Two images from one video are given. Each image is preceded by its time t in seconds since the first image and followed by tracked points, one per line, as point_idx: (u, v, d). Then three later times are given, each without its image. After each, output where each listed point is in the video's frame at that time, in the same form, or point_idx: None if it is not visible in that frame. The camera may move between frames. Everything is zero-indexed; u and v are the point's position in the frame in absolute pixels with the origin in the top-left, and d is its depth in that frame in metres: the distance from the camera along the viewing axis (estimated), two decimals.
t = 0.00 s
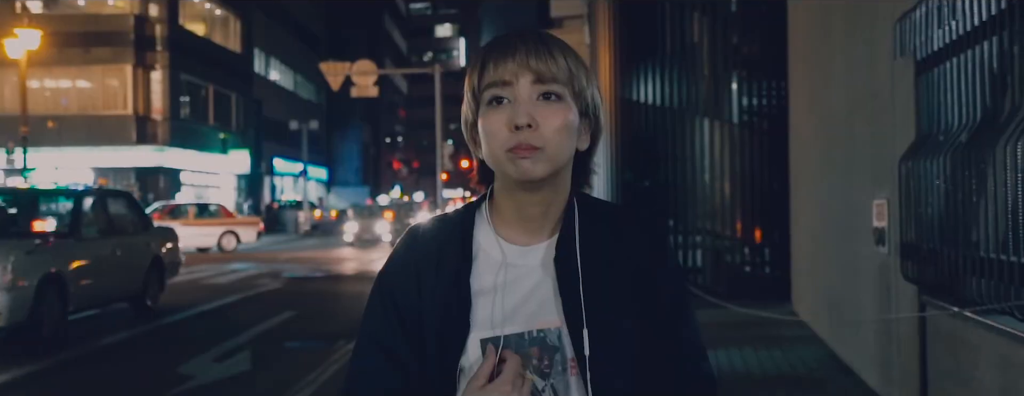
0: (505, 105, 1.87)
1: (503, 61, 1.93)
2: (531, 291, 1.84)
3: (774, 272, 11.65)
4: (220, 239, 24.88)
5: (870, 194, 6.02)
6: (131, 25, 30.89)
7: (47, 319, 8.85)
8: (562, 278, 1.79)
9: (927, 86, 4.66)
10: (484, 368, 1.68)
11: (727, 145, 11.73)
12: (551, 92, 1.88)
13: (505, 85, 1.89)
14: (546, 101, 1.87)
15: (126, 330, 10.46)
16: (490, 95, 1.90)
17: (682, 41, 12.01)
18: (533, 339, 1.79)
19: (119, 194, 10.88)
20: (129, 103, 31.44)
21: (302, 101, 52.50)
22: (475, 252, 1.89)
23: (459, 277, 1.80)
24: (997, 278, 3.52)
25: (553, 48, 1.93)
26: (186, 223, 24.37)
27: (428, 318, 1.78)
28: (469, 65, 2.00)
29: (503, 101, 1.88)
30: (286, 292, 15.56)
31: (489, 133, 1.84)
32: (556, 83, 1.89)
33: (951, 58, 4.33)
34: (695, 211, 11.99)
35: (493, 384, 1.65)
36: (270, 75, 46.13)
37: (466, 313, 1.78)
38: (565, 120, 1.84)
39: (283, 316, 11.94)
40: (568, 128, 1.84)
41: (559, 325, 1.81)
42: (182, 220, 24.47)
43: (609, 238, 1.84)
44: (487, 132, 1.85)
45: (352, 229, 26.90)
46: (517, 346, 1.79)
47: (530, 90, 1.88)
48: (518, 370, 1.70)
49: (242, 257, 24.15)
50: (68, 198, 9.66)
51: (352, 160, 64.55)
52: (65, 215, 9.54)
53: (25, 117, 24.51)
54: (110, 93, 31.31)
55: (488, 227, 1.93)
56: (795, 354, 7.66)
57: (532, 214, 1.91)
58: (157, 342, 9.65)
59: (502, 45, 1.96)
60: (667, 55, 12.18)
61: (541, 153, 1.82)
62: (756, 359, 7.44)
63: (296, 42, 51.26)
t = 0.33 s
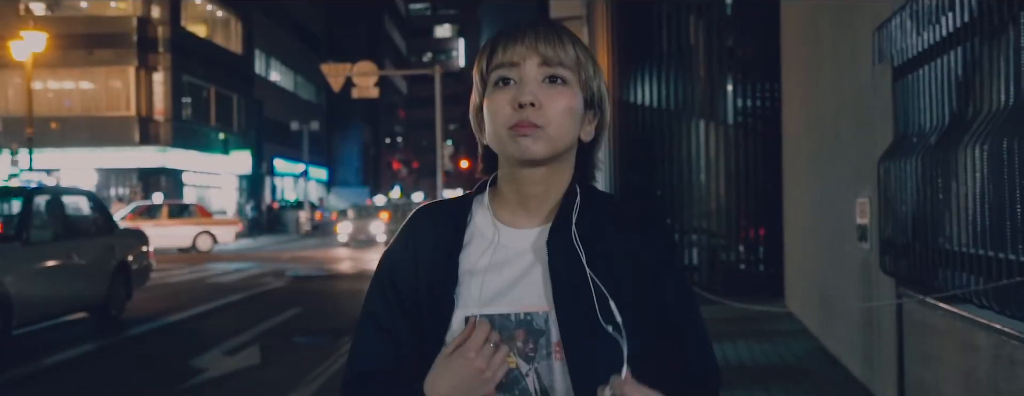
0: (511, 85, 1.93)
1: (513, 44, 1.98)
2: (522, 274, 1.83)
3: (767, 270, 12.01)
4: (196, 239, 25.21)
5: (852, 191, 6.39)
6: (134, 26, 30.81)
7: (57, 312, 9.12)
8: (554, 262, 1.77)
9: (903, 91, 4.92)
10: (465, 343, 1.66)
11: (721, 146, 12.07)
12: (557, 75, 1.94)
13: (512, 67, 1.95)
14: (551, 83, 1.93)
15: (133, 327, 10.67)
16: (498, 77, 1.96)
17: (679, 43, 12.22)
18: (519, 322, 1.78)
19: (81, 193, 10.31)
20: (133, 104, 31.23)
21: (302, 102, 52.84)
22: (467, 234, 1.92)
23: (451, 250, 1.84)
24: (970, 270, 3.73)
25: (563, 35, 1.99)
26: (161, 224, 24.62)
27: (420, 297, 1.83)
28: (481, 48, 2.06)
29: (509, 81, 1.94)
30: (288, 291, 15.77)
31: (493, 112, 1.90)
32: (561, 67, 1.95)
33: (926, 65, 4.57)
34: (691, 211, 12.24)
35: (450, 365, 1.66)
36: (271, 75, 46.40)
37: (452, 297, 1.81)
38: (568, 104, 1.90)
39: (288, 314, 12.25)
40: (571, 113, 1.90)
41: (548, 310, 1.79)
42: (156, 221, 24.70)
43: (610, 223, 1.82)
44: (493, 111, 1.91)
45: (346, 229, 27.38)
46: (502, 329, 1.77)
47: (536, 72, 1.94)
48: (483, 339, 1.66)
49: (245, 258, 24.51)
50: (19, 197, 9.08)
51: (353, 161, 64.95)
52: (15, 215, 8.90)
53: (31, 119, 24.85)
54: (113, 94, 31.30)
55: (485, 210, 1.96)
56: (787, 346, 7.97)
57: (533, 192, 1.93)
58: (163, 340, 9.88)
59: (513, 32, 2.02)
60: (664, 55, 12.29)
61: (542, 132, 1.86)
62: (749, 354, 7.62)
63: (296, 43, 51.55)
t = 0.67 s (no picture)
0: (500, 87, 2.16)
1: (497, 47, 2.19)
2: (517, 259, 2.07)
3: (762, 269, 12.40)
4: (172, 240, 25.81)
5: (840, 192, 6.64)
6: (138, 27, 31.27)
7: (52, 314, 9.44)
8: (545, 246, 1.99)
9: (885, 97, 5.19)
10: (423, 293, 1.92)
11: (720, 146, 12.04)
12: (542, 74, 2.17)
13: (498, 70, 2.17)
14: (538, 82, 2.16)
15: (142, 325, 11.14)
16: (485, 80, 2.18)
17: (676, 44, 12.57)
18: (518, 305, 2.02)
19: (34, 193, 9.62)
20: (137, 106, 31.80)
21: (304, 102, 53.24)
22: (465, 225, 2.16)
23: (451, 235, 2.09)
24: (938, 267, 4.00)
25: (541, 32, 2.22)
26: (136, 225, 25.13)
27: (416, 282, 2.09)
28: (467, 48, 2.26)
29: (497, 84, 2.16)
30: (294, 289, 16.15)
31: (485, 114, 2.13)
32: (545, 66, 2.17)
33: (901, 73, 4.86)
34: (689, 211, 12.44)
35: (412, 309, 1.92)
36: (274, 76, 46.70)
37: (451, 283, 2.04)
38: (554, 101, 2.13)
39: (296, 310, 12.70)
40: (557, 109, 2.13)
41: (542, 293, 2.03)
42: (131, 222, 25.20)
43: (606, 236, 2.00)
44: (484, 112, 2.14)
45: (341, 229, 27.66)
46: (501, 313, 2.03)
47: (521, 72, 2.16)
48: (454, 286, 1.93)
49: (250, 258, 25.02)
50: None
51: (355, 161, 65.36)
52: None
53: (38, 120, 25.23)
54: (118, 95, 31.84)
55: (480, 201, 2.21)
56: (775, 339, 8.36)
57: (526, 180, 2.17)
58: (176, 336, 10.27)
59: (494, 30, 2.24)
60: (662, 58, 12.76)
61: (535, 131, 2.09)
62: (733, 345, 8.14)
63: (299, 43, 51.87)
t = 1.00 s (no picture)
0: (517, 153, 1.76)
1: (519, 94, 1.75)
2: (516, 263, 1.90)
3: (758, 266, 12.67)
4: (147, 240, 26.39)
5: (827, 195, 6.98)
6: (143, 29, 31.56)
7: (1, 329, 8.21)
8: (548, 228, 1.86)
9: (867, 107, 5.51)
10: (434, 284, 1.77)
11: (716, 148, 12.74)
12: (557, 151, 1.76)
13: (517, 140, 1.75)
14: (556, 158, 1.76)
15: (151, 322, 11.36)
16: (499, 139, 1.77)
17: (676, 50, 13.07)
18: (522, 304, 1.87)
19: None
20: (142, 106, 31.94)
21: (306, 103, 53.65)
22: (464, 238, 1.94)
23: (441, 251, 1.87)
24: (910, 263, 4.33)
25: (570, 93, 1.76)
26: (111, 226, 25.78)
27: (408, 291, 1.87)
28: (484, 85, 1.82)
29: (513, 150, 1.76)
30: (300, 288, 16.41)
31: (495, 169, 1.78)
32: (566, 144, 1.75)
33: (883, 84, 5.16)
34: (687, 210, 12.86)
35: (425, 299, 1.76)
36: (276, 77, 47.05)
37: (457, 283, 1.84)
38: (565, 177, 1.78)
39: (303, 308, 12.99)
40: (567, 182, 1.79)
41: (545, 290, 1.88)
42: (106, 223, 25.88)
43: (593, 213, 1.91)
44: (492, 167, 1.79)
45: (333, 230, 28.13)
46: (508, 310, 1.87)
47: (539, 151, 1.75)
48: (459, 278, 1.76)
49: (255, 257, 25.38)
50: None
51: (356, 161, 65.80)
52: None
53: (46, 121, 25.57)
54: (123, 96, 32.12)
55: (472, 219, 1.96)
56: (768, 336, 8.69)
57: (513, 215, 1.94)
58: (188, 332, 10.52)
59: (524, 77, 1.76)
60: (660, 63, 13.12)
61: (540, 201, 1.78)
62: (731, 341, 8.43)
63: (300, 44, 52.23)
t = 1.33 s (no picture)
0: (539, 159, 1.96)
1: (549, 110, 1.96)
2: (526, 271, 2.03)
3: (754, 266, 13.04)
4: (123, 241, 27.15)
5: (815, 197, 7.32)
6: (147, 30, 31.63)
7: None
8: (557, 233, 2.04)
9: (851, 115, 5.86)
10: (463, 296, 1.93)
11: (713, 151, 13.13)
12: (576, 162, 1.97)
13: (540, 150, 1.96)
14: (575, 168, 1.97)
15: (166, 319, 11.67)
16: (523, 149, 1.98)
17: (675, 55, 13.49)
18: (533, 312, 2.00)
19: None
20: (147, 107, 32.07)
21: (308, 103, 53.98)
22: (477, 251, 2.06)
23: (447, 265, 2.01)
24: (893, 262, 4.62)
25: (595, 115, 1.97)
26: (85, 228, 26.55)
27: (427, 295, 2.03)
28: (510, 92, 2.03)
29: (537, 155, 1.97)
30: (308, 287, 16.72)
31: (517, 171, 1.99)
32: (583, 161, 1.97)
33: (864, 94, 5.46)
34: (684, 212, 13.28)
35: (452, 312, 1.92)
36: (278, 77, 47.31)
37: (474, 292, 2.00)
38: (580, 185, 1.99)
39: (312, 306, 13.34)
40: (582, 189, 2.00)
41: (556, 298, 2.03)
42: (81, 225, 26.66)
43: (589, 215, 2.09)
44: (511, 170, 2.01)
45: (324, 230, 28.04)
46: (522, 318, 2.00)
47: (560, 163, 1.96)
48: (484, 294, 1.93)
49: (260, 256, 25.71)
50: None
51: (358, 161, 66.15)
52: None
53: (54, 122, 25.84)
54: (128, 96, 32.13)
55: (485, 228, 2.08)
56: (763, 333, 9.05)
57: (519, 223, 2.08)
58: (200, 330, 10.83)
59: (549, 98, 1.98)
60: (659, 69, 13.58)
61: (553, 207, 1.99)
62: (729, 339, 8.76)
63: (303, 45, 52.46)
